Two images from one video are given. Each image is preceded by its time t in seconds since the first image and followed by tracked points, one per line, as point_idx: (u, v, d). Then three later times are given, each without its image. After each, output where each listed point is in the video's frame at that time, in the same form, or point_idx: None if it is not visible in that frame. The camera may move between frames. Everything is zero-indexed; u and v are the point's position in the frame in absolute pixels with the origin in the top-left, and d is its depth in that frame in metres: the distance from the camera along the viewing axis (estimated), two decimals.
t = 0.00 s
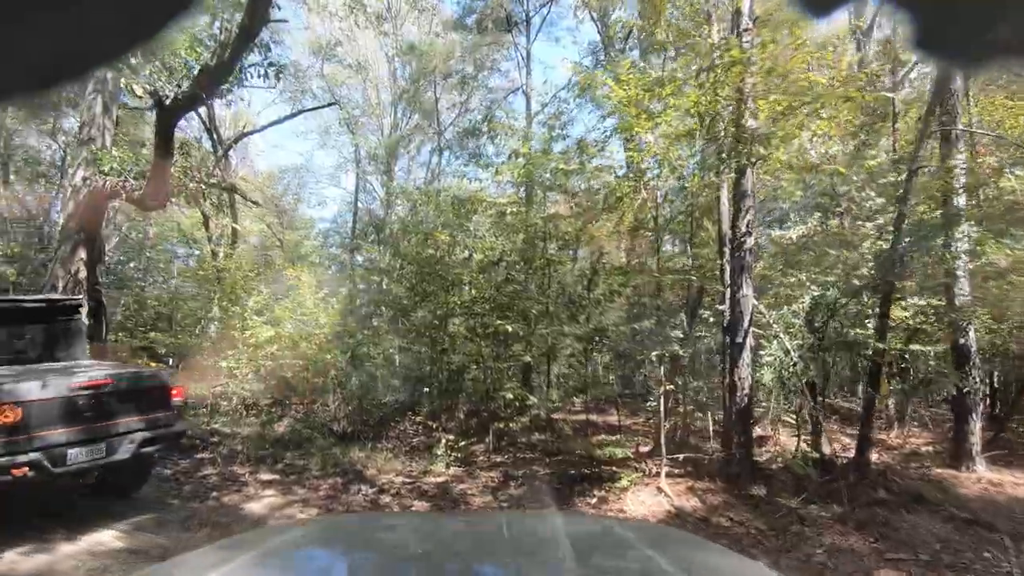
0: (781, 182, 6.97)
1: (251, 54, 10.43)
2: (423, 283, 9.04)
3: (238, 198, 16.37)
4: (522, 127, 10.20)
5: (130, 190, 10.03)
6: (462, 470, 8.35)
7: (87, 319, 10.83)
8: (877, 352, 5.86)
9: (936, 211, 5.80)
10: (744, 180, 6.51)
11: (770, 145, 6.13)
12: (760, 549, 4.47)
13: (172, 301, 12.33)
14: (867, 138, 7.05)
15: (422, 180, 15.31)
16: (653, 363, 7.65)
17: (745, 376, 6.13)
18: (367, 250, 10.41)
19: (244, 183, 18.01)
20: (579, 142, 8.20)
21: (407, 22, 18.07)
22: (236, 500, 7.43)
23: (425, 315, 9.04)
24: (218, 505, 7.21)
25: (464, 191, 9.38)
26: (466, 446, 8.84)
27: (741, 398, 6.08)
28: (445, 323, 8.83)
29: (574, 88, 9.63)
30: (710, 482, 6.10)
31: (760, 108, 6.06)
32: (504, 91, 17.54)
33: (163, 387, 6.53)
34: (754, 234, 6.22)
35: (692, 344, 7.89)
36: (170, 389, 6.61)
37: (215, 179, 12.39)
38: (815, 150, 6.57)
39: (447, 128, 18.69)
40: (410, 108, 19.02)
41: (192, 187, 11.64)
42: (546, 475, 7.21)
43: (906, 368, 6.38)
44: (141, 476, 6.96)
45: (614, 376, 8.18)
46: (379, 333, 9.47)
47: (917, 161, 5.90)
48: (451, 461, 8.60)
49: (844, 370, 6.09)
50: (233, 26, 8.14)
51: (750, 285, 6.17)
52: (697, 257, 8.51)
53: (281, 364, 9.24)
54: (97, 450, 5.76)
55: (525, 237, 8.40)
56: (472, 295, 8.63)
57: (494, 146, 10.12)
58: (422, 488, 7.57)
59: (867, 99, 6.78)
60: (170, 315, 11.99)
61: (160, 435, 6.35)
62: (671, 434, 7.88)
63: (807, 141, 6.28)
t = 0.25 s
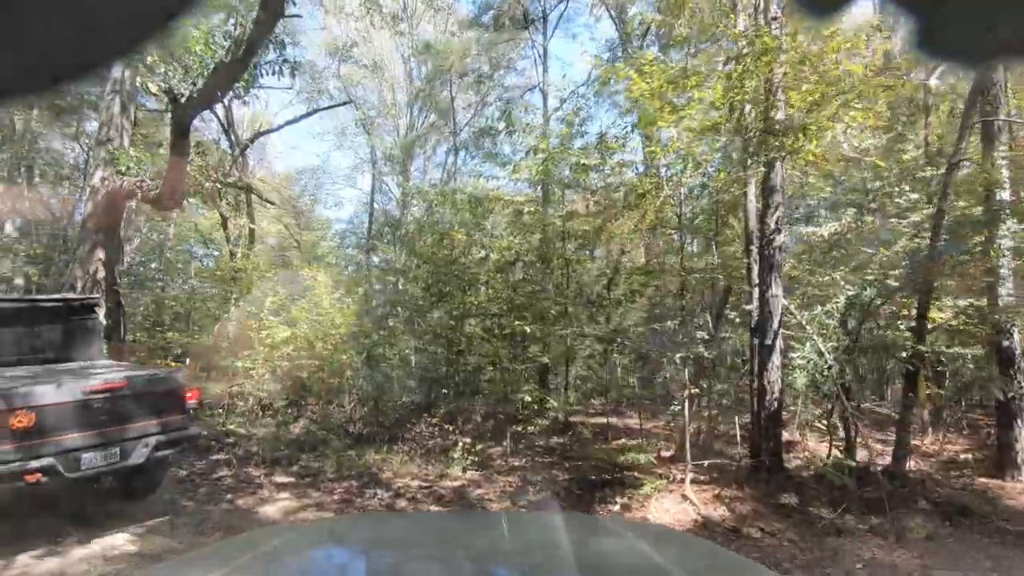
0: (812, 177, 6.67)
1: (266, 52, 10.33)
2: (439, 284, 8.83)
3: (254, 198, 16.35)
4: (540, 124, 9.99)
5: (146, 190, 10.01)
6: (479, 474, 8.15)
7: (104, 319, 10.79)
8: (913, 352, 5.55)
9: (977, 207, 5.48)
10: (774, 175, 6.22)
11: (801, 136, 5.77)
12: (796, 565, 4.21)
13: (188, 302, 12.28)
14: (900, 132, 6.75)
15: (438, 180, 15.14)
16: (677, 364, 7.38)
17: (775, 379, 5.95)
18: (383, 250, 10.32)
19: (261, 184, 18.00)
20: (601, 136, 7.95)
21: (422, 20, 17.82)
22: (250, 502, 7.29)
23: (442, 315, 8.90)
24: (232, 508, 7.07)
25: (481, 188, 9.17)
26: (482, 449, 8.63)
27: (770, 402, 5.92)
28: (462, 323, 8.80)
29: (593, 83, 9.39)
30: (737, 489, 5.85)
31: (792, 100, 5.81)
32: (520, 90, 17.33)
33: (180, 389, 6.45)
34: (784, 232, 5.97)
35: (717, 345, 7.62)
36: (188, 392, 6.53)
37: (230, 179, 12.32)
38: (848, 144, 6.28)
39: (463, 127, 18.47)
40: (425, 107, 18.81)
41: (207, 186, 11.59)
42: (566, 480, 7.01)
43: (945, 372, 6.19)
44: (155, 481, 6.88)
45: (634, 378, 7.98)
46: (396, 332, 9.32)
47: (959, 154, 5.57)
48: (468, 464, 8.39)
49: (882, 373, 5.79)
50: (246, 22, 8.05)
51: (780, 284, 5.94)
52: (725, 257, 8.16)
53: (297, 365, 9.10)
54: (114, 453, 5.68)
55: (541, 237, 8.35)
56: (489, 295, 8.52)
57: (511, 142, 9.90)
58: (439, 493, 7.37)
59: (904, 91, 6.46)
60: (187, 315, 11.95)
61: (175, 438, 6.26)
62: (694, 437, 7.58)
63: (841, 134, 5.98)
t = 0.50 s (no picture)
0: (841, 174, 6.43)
1: (280, 48, 10.16)
2: (455, 283, 8.70)
3: (272, 198, 16.32)
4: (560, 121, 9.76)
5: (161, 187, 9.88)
6: (497, 478, 7.93)
7: (122, 319, 10.76)
8: (954, 354, 5.30)
9: None
10: (807, 170, 5.94)
11: (837, 126, 5.29)
12: None
13: (206, 302, 12.23)
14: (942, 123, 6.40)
15: (455, 180, 14.94)
16: (702, 367, 7.00)
17: (806, 385, 5.69)
18: (398, 250, 10.20)
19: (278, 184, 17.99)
20: (626, 129, 7.65)
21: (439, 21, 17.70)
22: (264, 506, 7.13)
23: (459, 316, 8.76)
24: (247, 511, 6.92)
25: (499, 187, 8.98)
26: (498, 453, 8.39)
27: (805, 408, 5.64)
28: (479, 324, 8.60)
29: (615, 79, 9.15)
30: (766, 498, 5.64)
31: (825, 90, 5.53)
32: (538, 88, 17.09)
33: (197, 391, 6.37)
34: (817, 228, 5.74)
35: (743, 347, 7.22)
36: (204, 395, 6.44)
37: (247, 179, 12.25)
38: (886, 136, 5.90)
39: (479, 127, 18.38)
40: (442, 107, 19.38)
41: (224, 186, 11.56)
42: (586, 485, 6.80)
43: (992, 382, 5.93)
44: (172, 483, 6.84)
45: (656, 381, 7.74)
46: (412, 333, 9.18)
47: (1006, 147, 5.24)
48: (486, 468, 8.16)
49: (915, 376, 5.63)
50: (261, 19, 7.95)
51: (813, 284, 5.73)
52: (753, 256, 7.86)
53: (313, 366, 8.96)
54: (129, 457, 5.59)
55: (559, 239, 8.13)
56: (507, 295, 8.40)
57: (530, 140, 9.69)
58: (457, 498, 7.17)
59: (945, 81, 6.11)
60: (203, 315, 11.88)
61: (191, 442, 6.16)
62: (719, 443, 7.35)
63: (877, 126, 5.64)
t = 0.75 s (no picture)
0: (875, 169, 6.08)
1: (292, 44, 9.70)
2: (472, 282, 8.34)
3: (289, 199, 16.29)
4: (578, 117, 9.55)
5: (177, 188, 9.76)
6: (515, 482, 7.74)
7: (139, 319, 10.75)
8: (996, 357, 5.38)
9: None
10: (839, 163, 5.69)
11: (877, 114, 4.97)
12: None
13: (222, 303, 12.19)
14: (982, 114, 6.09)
15: (470, 180, 14.77)
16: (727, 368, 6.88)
17: (840, 388, 5.45)
18: (414, 250, 10.12)
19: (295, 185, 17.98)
20: (650, 125, 7.38)
21: (455, 20, 17.44)
22: (279, 508, 7.00)
23: (475, 315, 8.40)
24: (262, 513, 6.80)
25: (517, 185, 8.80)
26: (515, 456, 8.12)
27: (837, 413, 5.42)
28: (495, 324, 8.22)
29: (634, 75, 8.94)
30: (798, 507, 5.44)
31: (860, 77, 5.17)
32: (554, 85, 16.86)
33: (210, 390, 6.27)
34: (849, 227, 5.56)
35: (773, 350, 6.76)
36: (217, 394, 6.34)
37: (263, 179, 12.19)
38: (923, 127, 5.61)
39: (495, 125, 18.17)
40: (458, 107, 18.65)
41: (240, 185, 11.52)
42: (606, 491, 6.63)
43: None
44: (188, 484, 6.74)
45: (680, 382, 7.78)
46: (427, 334, 9.12)
47: None
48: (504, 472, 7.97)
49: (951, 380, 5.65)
50: (275, 15, 7.83)
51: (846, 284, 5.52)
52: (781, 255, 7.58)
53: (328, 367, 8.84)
54: (142, 456, 5.50)
55: (577, 237, 7.94)
56: (524, 295, 7.96)
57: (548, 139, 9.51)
58: (474, 503, 6.98)
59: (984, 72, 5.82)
60: (220, 315, 11.82)
61: (204, 442, 6.06)
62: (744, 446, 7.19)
63: (916, 115, 5.32)
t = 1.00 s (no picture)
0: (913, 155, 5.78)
1: (309, 40, 9.49)
2: (490, 281, 8.41)
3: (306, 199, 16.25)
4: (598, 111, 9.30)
5: (194, 186, 9.67)
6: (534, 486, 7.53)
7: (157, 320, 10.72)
8: None
9: None
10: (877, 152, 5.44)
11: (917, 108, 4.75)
12: None
13: (239, 303, 12.14)
14: None
15: (487, 179, 14.60)
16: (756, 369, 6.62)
17: (877, 393, 5.23)
18: (431, 250, 10.23)
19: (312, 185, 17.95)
20: (675, 118, 7.03)
21: (472, 19, 17.25)
22: (294, 511, 6.85)
23: (495, 317, 8.40)
24: (277, 516, 6.65)
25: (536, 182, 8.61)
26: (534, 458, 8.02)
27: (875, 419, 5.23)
28: (513, 324, 8.24)
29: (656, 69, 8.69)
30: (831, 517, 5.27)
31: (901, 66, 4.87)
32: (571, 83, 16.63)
33: (225, 391, 6.14)
34: (882, 222, 5.39)
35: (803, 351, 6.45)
36: (232, 395, 6.21)
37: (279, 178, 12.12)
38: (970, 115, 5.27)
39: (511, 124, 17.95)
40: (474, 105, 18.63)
41: (257, 184, 11.46)
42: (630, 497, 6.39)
43: None
44: (200, 485, 6.65)
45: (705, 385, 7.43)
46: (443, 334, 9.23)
47: None
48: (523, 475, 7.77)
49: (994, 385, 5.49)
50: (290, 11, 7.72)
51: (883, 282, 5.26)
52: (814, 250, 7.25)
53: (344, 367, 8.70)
54: (156, 459, 5.38)
55: (597, 233, 7.71)
56: (542, 295, 7.99)
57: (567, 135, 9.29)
58: (493, 507, 6.79)
59: None
60: (237, 314, 11.75)
61: (218, 444, 5.94)
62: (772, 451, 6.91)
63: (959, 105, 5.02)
